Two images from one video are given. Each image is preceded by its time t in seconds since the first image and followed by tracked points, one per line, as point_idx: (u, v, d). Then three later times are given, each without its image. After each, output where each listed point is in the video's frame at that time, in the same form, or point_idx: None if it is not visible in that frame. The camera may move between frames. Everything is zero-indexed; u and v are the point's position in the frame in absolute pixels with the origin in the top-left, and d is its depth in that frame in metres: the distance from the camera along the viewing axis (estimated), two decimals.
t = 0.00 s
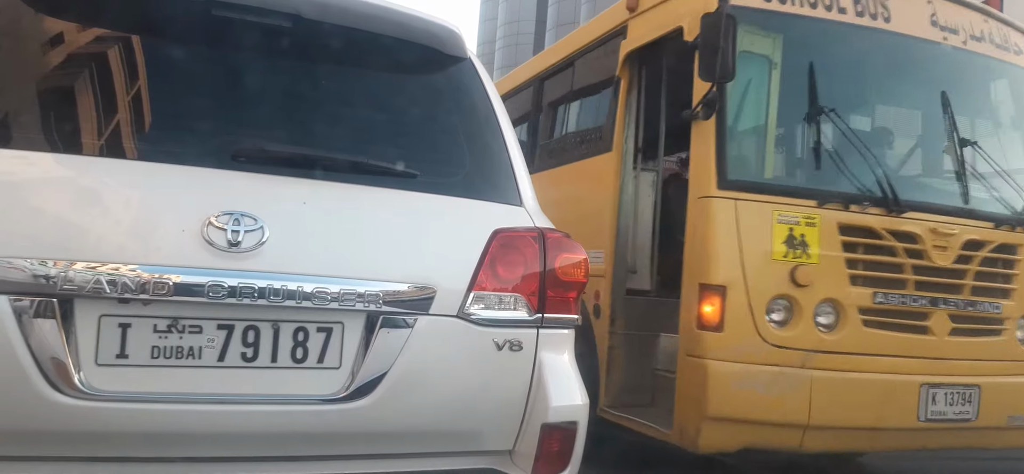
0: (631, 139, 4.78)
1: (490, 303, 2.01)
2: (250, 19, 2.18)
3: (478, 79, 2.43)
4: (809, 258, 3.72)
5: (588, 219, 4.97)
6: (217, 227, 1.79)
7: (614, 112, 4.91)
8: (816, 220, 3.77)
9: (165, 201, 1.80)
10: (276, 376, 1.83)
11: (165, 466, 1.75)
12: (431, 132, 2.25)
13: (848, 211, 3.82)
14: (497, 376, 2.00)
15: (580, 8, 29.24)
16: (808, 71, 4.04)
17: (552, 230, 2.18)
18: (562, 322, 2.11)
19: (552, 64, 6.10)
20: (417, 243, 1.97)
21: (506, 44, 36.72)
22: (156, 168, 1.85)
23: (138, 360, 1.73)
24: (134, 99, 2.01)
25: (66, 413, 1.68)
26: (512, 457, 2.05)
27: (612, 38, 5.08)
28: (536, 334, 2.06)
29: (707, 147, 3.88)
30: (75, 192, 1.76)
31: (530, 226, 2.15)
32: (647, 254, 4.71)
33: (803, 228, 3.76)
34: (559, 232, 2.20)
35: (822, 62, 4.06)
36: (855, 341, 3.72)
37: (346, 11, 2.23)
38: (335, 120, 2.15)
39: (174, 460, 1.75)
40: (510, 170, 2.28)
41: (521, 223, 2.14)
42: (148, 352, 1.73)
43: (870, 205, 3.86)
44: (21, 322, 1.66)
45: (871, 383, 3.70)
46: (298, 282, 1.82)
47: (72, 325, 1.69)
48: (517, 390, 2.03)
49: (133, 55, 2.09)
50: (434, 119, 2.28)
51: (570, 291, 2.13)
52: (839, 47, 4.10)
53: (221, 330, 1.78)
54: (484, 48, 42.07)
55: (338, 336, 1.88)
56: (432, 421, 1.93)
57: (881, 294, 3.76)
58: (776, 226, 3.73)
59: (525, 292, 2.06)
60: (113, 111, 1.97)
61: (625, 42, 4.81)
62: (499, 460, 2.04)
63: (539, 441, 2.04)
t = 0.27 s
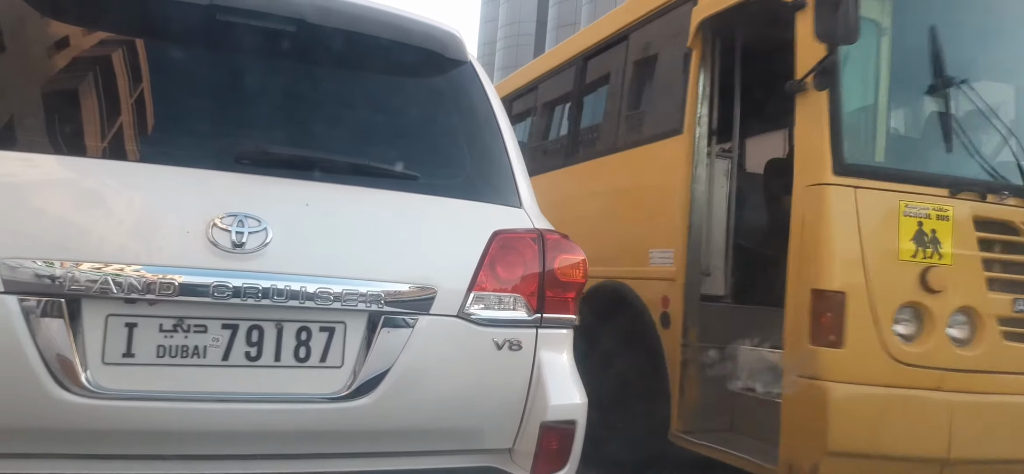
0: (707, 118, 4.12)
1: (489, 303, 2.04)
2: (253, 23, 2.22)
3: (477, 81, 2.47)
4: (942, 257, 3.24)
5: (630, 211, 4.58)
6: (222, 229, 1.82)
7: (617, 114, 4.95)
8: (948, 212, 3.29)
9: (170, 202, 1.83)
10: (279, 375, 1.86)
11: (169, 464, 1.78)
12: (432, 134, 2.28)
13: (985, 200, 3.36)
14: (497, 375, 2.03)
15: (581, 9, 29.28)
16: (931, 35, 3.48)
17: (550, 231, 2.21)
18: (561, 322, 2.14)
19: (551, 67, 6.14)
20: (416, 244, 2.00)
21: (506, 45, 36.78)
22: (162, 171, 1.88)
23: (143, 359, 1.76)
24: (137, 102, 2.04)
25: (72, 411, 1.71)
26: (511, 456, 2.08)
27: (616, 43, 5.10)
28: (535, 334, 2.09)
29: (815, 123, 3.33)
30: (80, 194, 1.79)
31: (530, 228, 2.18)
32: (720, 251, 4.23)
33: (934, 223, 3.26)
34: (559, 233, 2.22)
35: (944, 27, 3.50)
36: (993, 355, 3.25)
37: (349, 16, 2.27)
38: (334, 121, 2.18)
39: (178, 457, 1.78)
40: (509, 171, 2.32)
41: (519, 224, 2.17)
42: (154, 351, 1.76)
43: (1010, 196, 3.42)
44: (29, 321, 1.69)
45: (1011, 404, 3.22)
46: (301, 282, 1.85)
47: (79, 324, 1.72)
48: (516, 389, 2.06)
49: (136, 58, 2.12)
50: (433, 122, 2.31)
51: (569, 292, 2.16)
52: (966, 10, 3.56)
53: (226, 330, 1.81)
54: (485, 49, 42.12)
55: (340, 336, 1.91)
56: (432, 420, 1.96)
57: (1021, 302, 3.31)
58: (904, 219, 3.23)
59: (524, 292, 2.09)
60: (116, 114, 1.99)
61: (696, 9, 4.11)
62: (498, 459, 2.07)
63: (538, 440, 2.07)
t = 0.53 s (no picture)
0: (818, 88, 3.46)
1: (494, 303, 2.10)
2: (261, 29, 2.28)
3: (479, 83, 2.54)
4: None
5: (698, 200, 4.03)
6: (235, 231, 1.88)
7: (618, 120, 5.04)
8: None
9: (185, 206, 1.89)
10: (291, 372, 1.92)
11: (183, 458, 1.84)
12: (433, 134, 2.34)
13: None
14: (502, 373, 2.09)
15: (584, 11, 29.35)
16: None
17: (553, 233, 2.28)
18: (564, 321, 2.20)
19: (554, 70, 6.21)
20: (421, 244, 2.06)
21: (509, 47, 36.86)
22: (176, 174, 1.94)
23: (161, 356, 1.82)
24: (149, 106, 2.08)
25: (91, 407, 1.77)
26: (515, 451, 2.13)
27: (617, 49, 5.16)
28: (538, 333, 2.15)
29: (989, 88, 2.65)
30: (97, 197, 1.85)
31: (533, 229, 2.24)
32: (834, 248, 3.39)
33: None
34: (561, 235, 2.28)
35: None
36: None
37: (356, 23, 2.33)
38: (334, 121, 2.22)
39: (195, 451, 1.84)
40: (509, 170, 2.39)
41: (521, 224, 2.23)
42: (171, 348, 1.82)
43: None
44: (51, 320, 1.76)
45: None
46: (312, 282, 1.91)
47: (98, 322, 1.79)
48: (521, 386, 2.12)
49: (149, 64, 2.17)
50: (433, 122, 2.37)
51: (572, 292, 2.23)
52: None
53: (240, 328, 1.87)
54: (488, 51, 42.21)
55: (350, 335, 1.97)
56: (439, 416, 2.02)
57: None
58: None
59: (528, 292, 2.15)
60: (128, 118, 2.03)
61: None
62: (503, 454, 2.12)
63: (541, 436, 2.13)
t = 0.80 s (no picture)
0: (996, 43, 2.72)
1: (504, 303, 2.18)
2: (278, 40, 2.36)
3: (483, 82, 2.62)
4: None
5: (717, 194, 4.03)
6: (257, 234, 1.97)
7: (626, 123, 5.12)
8: None
9: (207, 209, 1.97)
10: (310, 369, 2.00)
11: (206, 450, 1.92)
12: (434, 132, 2.43)
13: None
14: (512, 370, 2.18)
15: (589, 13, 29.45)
16: None
17: (559, 234, 2.36)
18: (571, 320, 2.29)
19: (560, 73, 6.29)
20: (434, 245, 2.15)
21: (515, 49, 36.97)
22: (200, 179, 2.03)
23: (187, 354, 1.90)
24: (166, 112, 2.15)
25: (120, 401, 1.85)
26: (524, 445, 2.21)
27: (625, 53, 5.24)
28: (547, 331, 2.23)
29: None
30: (120, 201, 1.94)
31: (541, 231, 2.32)
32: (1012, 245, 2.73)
33: None
34: (568, 236, 2.36)
35: None
36: None
37: (367, 33, 2.42)
38: (335, 120, 2.29)
39: (218, 443, 1.93)
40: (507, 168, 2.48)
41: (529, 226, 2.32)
42: (196, 346, 1.91)
43: None
44: (82, 319, 1.84)
45: None
46: (330, 283, 2.00)
47: (127, 321, 1.87)
48: (530, 382, 2.20)
49: (168, 72, 2.25)
50: (433, 122, 2.45)
51: (578, 292, 2.31)
52: None
53: (262, 327, 1.96)
54: (494, 53, 42.34)
55: (366, 333, 2.05)
56: (451, 411, 2.11)
57: None
58: None
59: (536, 292, 2.23)
60: (147, 123, 2.11)
61: None
62: (512, 448, 2.20)
63: (550, 430, 2.21)
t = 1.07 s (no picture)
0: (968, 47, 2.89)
1: (517, 303, 2.26)
2: (299, 49, 2.44)
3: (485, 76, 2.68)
4: None
5: (721, 203, 4.15)
6: (281, 237, 2.05)
7: (635, 127, 5.19)
8: None
9: (232, 214, 2.05)
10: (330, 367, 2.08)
11: (230, 444, 2.00)
12: (434, 131, 2.50)
13: None
14: (524, 368, 2.25)
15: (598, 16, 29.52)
16: None
17: (569, 237, 2.43)
18: (581, 320, 2.36)
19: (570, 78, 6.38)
20: (449, 247, 2.22)
21: (524, 52, 37.08)
22: (225, 185, 2.11)
23: (213, 352, 1.98)
24: (187, 117, 2.23)
25: (150, 397, 1.93)
26: (536, 441, 2.28)
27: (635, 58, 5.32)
28: (557, 331, 2.31)
29: None
30: (147, 205, 2.01)
31: (552, 233, 2.40)
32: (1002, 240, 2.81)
33: None
34: (578, 239, 2.43)
35: None
36: None
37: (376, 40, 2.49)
38: (335, 119, 2.37)
39: (243, 437, 2.00)
40: (509, 166, 2.55)
41: (541, 229, 2.39)
42: (222, 344, 1.98)
43: None
44: (113, 317, 1.93)
45: None
46: (350, 284, 2.08)
47: (156, 320, 1.95)
48: (541, 380, 2.27)
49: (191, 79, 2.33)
50: (432, 121, 2.51)
51: (588, 293, 2.38)
52: None
53: (285, 326, 2.03)
54: (503, 56, 42.45)
55: (384, 332, 2.12)
56: (465, 407, 2.18)
57: None
58: None
59: (548, 293, 2.30)
60: (168, 130, 2.19)
61: None
62: (525, 444, 2.27)
63: (561, 427, 2.28)
